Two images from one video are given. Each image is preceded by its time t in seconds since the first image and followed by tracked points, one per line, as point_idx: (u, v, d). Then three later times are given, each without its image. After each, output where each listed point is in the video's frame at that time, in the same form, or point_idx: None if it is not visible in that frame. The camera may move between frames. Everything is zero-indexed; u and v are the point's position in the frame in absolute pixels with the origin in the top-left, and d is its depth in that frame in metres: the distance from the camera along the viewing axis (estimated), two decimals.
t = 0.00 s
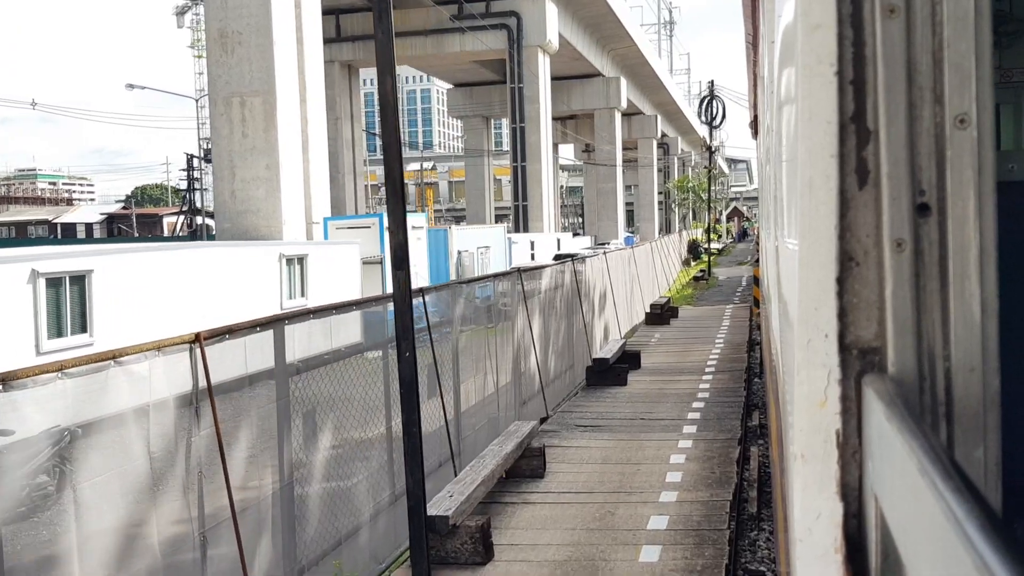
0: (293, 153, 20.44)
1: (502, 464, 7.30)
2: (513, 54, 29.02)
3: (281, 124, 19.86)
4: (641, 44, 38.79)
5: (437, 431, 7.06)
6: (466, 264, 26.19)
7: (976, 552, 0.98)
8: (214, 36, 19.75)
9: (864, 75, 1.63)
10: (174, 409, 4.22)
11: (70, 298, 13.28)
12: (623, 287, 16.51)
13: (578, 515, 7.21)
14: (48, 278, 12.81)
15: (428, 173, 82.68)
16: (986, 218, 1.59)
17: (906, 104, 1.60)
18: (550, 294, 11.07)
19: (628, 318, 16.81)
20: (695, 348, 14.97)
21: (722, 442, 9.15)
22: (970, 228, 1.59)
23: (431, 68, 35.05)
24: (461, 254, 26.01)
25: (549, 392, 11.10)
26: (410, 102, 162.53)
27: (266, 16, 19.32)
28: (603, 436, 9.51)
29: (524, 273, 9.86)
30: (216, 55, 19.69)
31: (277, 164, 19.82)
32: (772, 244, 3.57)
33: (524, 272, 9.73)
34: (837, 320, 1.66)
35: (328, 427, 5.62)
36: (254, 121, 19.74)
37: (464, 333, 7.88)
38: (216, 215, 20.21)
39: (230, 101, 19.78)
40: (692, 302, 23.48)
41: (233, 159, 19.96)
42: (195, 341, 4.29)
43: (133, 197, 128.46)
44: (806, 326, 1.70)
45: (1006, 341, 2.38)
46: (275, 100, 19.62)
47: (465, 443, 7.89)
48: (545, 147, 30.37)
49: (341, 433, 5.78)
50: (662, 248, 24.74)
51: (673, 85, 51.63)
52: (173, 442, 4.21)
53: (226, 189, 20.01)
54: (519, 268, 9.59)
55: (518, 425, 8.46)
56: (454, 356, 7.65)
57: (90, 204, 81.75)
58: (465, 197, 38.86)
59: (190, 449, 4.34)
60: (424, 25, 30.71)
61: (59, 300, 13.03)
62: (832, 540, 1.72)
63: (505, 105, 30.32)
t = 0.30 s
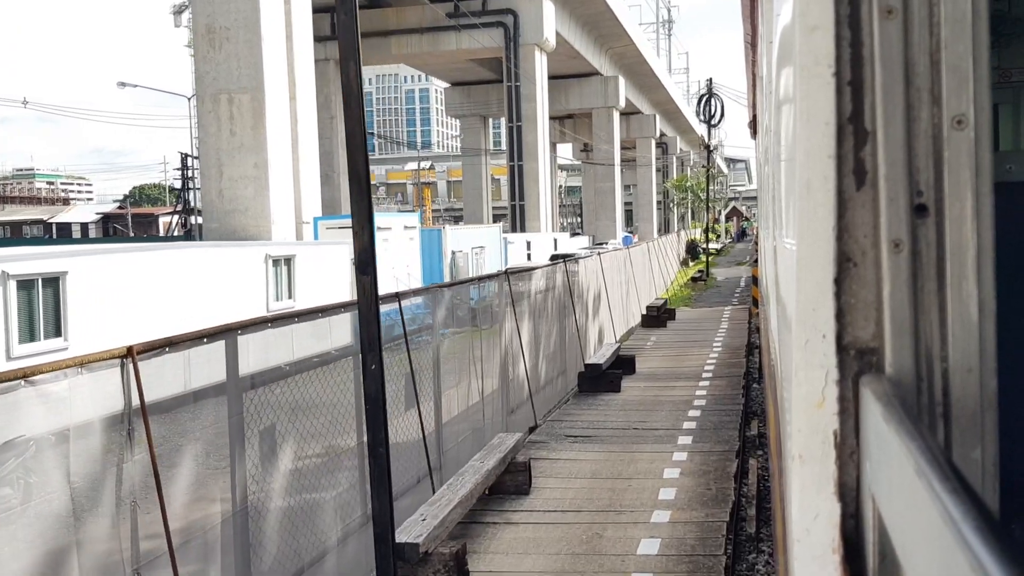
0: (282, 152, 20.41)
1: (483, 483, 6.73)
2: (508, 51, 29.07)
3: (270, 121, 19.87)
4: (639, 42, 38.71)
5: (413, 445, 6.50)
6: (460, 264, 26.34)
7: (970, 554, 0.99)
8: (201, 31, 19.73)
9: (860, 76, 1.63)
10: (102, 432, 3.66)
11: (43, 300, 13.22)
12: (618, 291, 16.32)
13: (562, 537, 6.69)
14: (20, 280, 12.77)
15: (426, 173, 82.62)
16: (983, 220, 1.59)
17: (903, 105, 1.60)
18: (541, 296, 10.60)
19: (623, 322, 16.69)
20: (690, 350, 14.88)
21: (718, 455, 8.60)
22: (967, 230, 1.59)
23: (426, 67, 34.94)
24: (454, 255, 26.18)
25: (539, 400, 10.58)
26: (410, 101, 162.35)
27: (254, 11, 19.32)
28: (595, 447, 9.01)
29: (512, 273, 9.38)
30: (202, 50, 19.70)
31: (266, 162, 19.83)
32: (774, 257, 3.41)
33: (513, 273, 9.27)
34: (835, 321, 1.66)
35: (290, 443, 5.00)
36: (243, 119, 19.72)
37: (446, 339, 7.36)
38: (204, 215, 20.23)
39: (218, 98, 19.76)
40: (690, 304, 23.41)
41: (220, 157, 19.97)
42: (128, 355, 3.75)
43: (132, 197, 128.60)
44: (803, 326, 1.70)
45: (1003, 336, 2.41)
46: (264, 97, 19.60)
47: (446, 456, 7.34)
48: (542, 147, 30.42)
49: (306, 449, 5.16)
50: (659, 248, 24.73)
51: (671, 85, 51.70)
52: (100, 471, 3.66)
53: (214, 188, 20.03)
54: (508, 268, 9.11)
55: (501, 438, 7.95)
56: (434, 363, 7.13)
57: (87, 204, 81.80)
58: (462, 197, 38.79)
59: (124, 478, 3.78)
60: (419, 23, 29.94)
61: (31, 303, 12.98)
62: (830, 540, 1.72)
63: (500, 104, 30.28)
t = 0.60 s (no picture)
0: (273, 151, 20.40)
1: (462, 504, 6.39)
2: (507, 50, 29.12)
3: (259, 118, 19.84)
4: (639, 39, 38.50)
5: (387, 463, 6.18)
6: (456, 264, 26.54)
7: (972, 552, 0.99)
8: (189, 27, 19.64)
9: (862, 74, 1.64)
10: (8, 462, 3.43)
11: (17, 301, 13.04)
12: (615, 293, 16.13)
13: (549, 561, 6.32)
14: None
15: (425, 172, 82.45)
16: (983, 220, 1.59)
17: (904, 106, 1.60)
18: (533, 300, 10.29)
19: (620, 325, 16.54)
20: (688, 350, 14.75)
21: (715, 469, 8.31)
22: (968, 231, 1.59)
23: (422, 65, 34.77)
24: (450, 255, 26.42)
25: (528, 411, 10.19)
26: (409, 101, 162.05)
27: (244, 5, 19.28)
28: (585, 461, 8.62)
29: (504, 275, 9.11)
30: (191, 46, 19.66)
31: (255, 161, 19.82)
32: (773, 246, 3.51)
33: (503, 276, 8.99)
34: (836, 321, 1.67)
35: (245, 466, 4.74)
36: (232, 116, 19.70)
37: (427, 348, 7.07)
38: (193, 213, 20.15)
39: (206, 95, 19.71)
40: (690, 305, 23.35)
41: (210, 155, 19.90)
42: (43, 374, 3.53)
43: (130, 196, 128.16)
44: (804, 326, 1.70)
45: (1004, 334, 2.41)
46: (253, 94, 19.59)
47: (428, 471, 7.04)
48: (541, 146, 30.41)
49: (263, 472, 4.89)
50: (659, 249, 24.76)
51: (671, 83, 51.72)
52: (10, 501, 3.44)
53: (203, 185, 19.95)
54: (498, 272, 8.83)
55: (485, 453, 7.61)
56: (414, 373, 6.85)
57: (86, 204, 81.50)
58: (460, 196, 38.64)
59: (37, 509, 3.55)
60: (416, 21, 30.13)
61: (3, 304, 12.77)
62: (831, 540, 1.72)
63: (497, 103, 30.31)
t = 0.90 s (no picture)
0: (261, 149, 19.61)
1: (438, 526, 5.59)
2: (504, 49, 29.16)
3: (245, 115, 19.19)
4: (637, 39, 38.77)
5: (350, 484, 5.55)
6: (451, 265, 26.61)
7: (969, 553, 0.99)
8: (175, 22, 18.94)
9: (859, 76, 1.64)
10: None
11: None
12: (610, 298, 15.72)
13: None
14: None
15: (422, 172, 82.33)
16: (982, 218, 1.60)
17: (902, 107, 1.60)
18: (523, 304, 9.75)
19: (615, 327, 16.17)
20: (685, 350, 14.55)
21: (713, 485, 7.32)
22: (966, 232, 1.59)
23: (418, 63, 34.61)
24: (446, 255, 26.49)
25: (516, 422, 9.59)
26: (408, 99, 161.90)
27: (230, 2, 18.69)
28: (577, 477, 7.68)
29: (495, 276, 8.71)
30: (177, 42, 18.92)
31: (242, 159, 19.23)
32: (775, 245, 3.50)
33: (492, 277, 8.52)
34: (834, 322, 1.67)
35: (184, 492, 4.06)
36: (219, 113, 19.01)
37: (403, 355, 6.48)
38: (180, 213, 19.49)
39: (193, 92, 19.05)
40: (688, 306, 23.30)
41: (196, 154, 19.21)
42: None
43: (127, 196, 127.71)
44: (802, 326, 1.70)
45: (1004, 336, 2.41)
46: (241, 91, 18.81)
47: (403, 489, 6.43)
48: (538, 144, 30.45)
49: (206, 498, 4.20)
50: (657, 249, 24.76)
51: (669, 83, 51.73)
52: None
53: (189, 185, 19.22)
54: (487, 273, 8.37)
55: (464, 472, 6.56)
56: (388, 382, 6.26)
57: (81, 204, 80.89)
58: (459, 195, 38.50)
59: None
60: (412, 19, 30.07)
61: None
62: (830, 540, 1.73)
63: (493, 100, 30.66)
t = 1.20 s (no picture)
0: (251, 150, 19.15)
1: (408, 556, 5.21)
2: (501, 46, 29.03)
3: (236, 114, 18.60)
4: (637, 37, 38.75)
5: (306, 509, 5.19)
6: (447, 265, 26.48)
7: (969, 557, 0.99)
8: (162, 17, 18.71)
9: (860, 76, 1.64)
10: None
11: None
12: (607, 302, 15.35)
13: None
14: None
15: (423, 172, 82.39)
16: (981, 219, 1.60)
17: (903, 108, 1.60)
18: (511, 308, 9.37)
19: (612, 330, 15.79)
20: (682, 353, 14.40)
21: (710, 506, 6.93)
22: (967, 232, 1.59)
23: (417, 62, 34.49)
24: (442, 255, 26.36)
25: (503, 433, 9.14)
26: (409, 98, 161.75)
27: None
28: (565, 495, 7.32)
29: (483, 279, 8.38)
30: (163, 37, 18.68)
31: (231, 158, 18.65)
32: (773, 243, 3.54)
33: (478, 279, 8.17)
34: (836, 321, 1.67)
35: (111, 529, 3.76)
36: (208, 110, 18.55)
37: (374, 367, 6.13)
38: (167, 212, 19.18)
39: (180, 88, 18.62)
40: (688, 308, 23.20)
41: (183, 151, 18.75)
42: None
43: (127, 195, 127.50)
44: (803, 326, 1.70)
45: (1004, 338, 2.41)
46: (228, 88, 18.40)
47: (375, 514, 6.06)
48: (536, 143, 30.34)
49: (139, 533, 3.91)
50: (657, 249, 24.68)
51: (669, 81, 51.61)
52: None
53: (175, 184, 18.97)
54: (471, 276, 8.04)
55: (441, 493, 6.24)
56: (357, 397, 5.90)
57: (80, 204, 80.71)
58: (458, 195, 38.47)
59: None
60: (410, 17, 29.98)
61: None
62: (831, 540, 1.73)
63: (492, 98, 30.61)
